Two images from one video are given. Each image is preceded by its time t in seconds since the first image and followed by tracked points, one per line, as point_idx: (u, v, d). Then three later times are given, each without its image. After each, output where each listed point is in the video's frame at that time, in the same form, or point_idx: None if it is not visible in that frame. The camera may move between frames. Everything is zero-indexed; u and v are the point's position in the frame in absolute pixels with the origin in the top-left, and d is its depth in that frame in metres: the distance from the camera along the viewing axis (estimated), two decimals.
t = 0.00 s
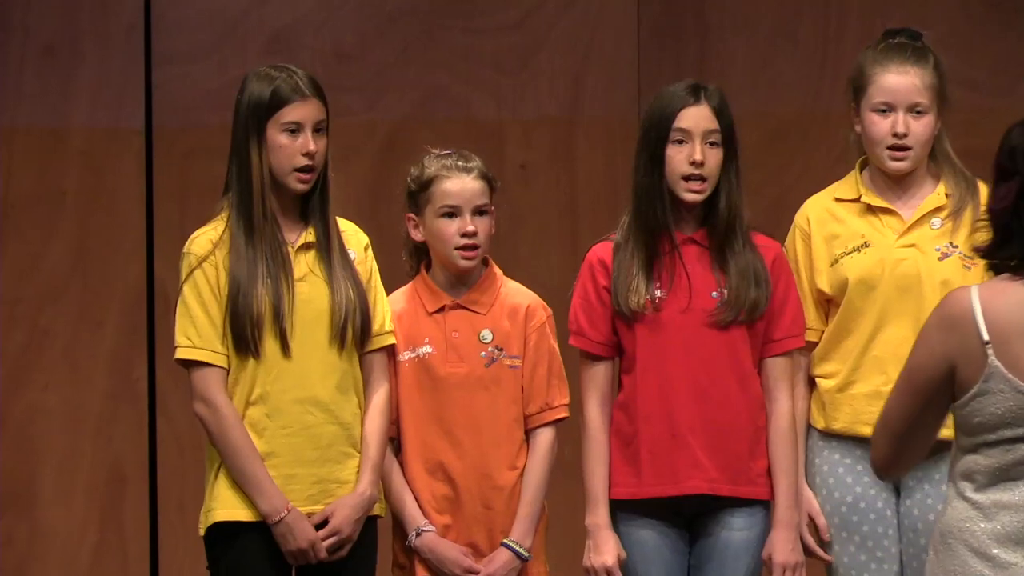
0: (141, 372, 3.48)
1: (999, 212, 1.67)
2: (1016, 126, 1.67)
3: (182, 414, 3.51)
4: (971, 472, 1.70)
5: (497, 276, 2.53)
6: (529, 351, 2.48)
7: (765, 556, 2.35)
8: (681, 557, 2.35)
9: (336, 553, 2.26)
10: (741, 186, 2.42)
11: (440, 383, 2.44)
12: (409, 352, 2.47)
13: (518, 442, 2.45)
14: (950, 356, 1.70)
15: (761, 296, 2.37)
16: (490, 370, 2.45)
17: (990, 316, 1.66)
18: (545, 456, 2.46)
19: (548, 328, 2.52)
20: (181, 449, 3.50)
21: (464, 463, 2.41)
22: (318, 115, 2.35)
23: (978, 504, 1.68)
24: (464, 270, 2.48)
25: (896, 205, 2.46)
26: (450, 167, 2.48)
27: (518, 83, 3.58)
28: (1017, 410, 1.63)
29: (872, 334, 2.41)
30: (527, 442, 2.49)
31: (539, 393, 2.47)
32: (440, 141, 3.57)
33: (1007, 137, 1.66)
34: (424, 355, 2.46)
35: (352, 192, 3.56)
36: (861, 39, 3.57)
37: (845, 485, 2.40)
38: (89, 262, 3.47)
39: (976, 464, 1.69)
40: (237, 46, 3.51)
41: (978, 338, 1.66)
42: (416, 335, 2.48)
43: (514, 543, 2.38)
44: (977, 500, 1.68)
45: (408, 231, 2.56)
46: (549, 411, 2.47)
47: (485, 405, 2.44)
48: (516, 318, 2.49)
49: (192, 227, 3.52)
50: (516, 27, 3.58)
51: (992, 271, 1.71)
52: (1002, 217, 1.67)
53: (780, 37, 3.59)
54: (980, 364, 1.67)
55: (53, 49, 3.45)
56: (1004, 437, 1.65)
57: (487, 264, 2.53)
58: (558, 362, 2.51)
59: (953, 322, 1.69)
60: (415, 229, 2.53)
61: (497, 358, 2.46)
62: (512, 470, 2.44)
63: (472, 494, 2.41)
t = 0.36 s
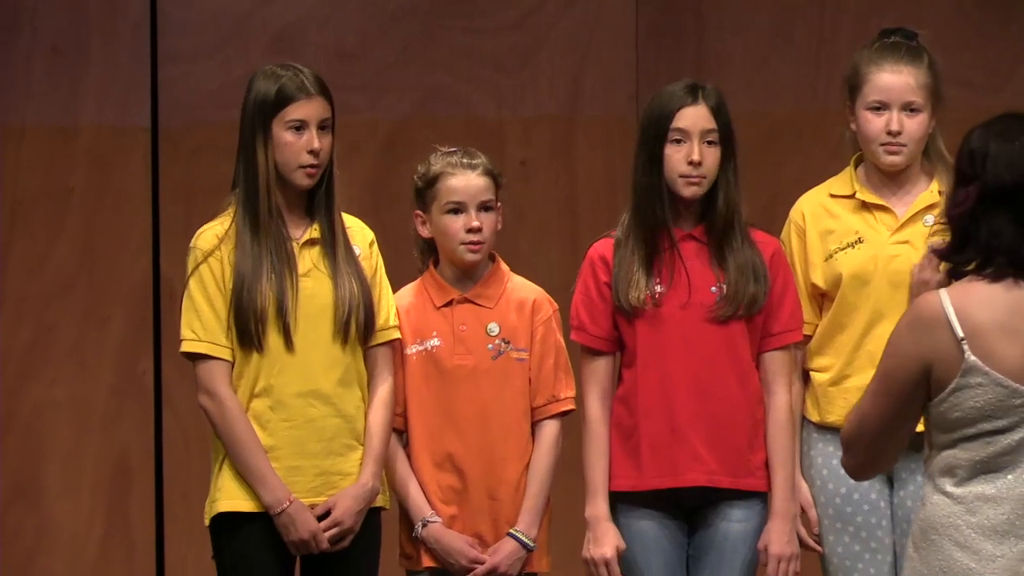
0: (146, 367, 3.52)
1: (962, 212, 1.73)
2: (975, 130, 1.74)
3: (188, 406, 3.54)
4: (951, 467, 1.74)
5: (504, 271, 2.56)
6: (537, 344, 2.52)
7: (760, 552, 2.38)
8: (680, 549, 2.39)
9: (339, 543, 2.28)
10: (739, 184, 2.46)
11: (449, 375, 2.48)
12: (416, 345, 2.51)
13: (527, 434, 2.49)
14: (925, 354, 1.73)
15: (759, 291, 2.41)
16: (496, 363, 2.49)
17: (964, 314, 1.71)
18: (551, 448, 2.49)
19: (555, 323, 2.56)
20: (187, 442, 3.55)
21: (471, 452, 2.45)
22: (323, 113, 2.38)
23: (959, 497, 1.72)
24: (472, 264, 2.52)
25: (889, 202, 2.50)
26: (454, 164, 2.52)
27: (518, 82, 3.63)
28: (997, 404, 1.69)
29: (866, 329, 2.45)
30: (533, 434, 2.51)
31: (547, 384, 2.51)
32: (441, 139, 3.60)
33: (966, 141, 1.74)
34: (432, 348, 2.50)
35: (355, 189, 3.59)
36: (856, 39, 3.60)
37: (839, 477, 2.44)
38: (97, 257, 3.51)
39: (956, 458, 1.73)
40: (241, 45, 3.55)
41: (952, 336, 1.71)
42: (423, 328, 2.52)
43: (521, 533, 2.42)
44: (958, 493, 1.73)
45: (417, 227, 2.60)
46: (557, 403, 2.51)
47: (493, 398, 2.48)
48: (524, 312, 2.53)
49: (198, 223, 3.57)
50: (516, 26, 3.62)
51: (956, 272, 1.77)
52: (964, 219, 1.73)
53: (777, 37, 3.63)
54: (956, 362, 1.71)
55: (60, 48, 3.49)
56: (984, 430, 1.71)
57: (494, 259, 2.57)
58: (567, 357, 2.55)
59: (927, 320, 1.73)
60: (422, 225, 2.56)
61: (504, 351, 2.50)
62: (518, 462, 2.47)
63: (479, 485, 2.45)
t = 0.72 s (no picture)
0: (152, 360, 3.57)
1: (957, 204, 1.74)
2: (975, 122, 1.75)
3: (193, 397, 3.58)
4: (938, 458, 1.74)
5: (506, 267, 2.60)
6: (537, 338, 2.55)
7: (758, 542, 2.41)
8: (679, 538, 2.43)
9: (343, 533, 2.32)
10: (735, 179, 2.50)
11: (450, 368, 2.52)
12: (418, 338, 2.55)
13: (527, 426, 2.53)
14: (914, 342, 1.74)
15: (756, 285, 2.45)
16: (497, 355, 2.52)
17: (954, 304, 1.71)
18: (551, 440, 2.52)
19: (556, 317, 2.60)
20: (191, 434, 3.58)
21: (472, 444, 2.49)
22: (326, 110, 2.42)
23: (945, 488, 1.72)
24: (473, 260, 2.56)
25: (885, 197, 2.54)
26: (457, 160, 2.56)
27: (518, 79, 3.66)
28: (984, 395, 1.69)
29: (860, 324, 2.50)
30: (534, 426, 2.55)
31: (546, 377, 2.55)
32: (442, 136, 3.64)
33: (966, 133, 1.75)
34: (434, 341, 2.54)
35: (357, 185, 3.63)
36: (849, 38, 3.65)
37: (834, 468, 2.50)
38: (104, 252, 3.57)
39: (943, 449, 1.73)
40: (246, 44, 3.60)
41: (942, 326, 1.71)
42: (427, 322, 2.55)
43: (521, 524, 2.45)
44: (944, 483, 1.73)
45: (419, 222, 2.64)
46: (557, 396, 2.55)
47: (494, 390, 2.51)
48: (524, 305, 2.57)
49: (203, 219, 3.61)
50: (516, 24, 3.66)
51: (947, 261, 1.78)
52: (959, 211, 1.74)
53: (773, 34, 3.67)
54: (945, 352, 1.72)
55: (69, 48, 3.56)
56: (970, 421, 1.71)
57: (495, 255, 2.61)
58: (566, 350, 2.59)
59: (917, 305, 1.73)
60: (425, 221, 2.60)
61: (505, 345, 2.54)
62: (519, 452, 2.51)
63: (479, 475, 2.49)
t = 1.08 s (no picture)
0: (157, 352, 3.62)
1: (955, 198, 1.76)
2: (975, 117, 1.77)
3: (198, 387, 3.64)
4: (934, 448, 1.76)
5: (504, 261, 2.65)
6: (535, 330, 2.60)
7: (750, 531, 2.47)
8: (674, 527, 2.48)
9: (346, 522, 2.37)
10: (731, 174, 2.54)
11: (450, 359, 2.57)
12: (418, 331, 2.59)
13: (525, 417, 2.57)
14: (912, 334, 1.76)
15: (750, 278, 2.49)
16: (496, 348, 2.57)
17: (951, 297, 1.73)
18: (549, 430, 2.57)
19: (553, 309, 2.64)
20: (197, 419, 3.64)
21: (471, 435, 2.54)
22: (328, 106, 2.46)
23: (940, 478, 1.74)
24: (472, 254, 2.60)
25: (877, 191, 2.57)
26: (456, 156, 2.60)
27: (518, 76, 3.71)
28: (979, 386, 1.71)
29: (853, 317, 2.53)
30: (531, 417, 2.60)
31: (544, 369, 2.59)
32: (443, 131, 3.69)
33: (967, 127, 1.76)
34: (434, 333, 2.58)
35: (360, 180, 3.68)
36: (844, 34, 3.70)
37: (828, 458, 2.55)
38: (110, 245, 3.62)
39: (939, 439, 1.75)
40: (250, 41, 3.65)
41: (939, 319, 1.74)
42: (427, 315, 2.60)
43: (520, 514, 2.50)
44: (940, 474, 1.75)
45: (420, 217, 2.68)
46: (554, 387, 2.59)
47: (492, 381, 2.56)
48: (523, 298, 2.61)
49: (208, 214, 3.66)
50: (516, 21, 3.70)
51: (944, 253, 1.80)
52: (957, 204, 1.77)
53: (770, 31, 3.71)
54: (942, 344, 1.74)
55: (75, 44, 3.61)
56: (965, 412, 1.73)
57: (494, 249, 2.65)
58: (563, 342, 2.64)
59: (915, 295, 1.76)
60: (425, 215, 2.64)
61: (503, 337, 2.58)
62: (517, 443, 2.55)
63: (478, 466, 2.53)
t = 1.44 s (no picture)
0: (162, 346, 3.69)
1: (954, 194, 1.80)
2: (974, 116, 1.81)
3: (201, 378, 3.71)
4: (933, 442, 1.81)
5: (502, 256, 2.69)
6: (531, 325, 2.65)
7: (743, 522, 2.52)
8: (668, 518, 2.53)
9: (348, 512, 2.41)
10: (725, 170, 2.59)
11: (447, 352, 2.62)
12: (417, 324, 2.64)
13: (521, 410, 2.62)
14: (913, 332, 1.81)
15: (743, 273, 2.53)
16: (492, 342, 2.62)
17: (948, 293, 1.78)
18: (544, 423, 2.62)
19: (550, 303, 2.69)
20: (201, 413, 3.71)
21: (467, 427, 2.59)
22: (333, 103, 2.51)
23: (939, 472, 1.80)
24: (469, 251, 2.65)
25: (869, 187, 2.61)
26: (452, 153, 2.64)
27: (519, 74, 3.77)
28: (975, 382, 1.76)
29: (846, 312, 2.56)
30: (527, 410, 2.65)
31: (540, 363, 2.64)
32: (444, 127, 3.76)
33: (966, 126, 1.80)
34: (431, 327, 2.63)
35: (362, 177, 3.75)
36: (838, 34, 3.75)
37: (822, 450, 2.56)
38: (116, 242, 3.68)
39: (938, 433, 1.81)
40: (254, 41, 3.72)
41: (937, 314, 1.79)
42: (425, 309, 2.65)
43: (516, 506, 2.54)
44: (939, 467, 1.80)
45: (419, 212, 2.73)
46: (549, 380, 2.64)
47: (489, 374, 2.61)
48: (519, 293, 2.66)
49: (211, 211, 3.73)
50: (516, 21, 3.76)
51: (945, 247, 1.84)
52: (957, 199, 1.80)
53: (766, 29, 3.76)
54: (939, 339, 1.79)
55: (81, 43, 3.67)
56: (962, 408, 1.78)
57: (491, 243, 2.70)
58: (560, 336, 2.68)
59: (913, 294, 1.81)
60: (423, 211, 2.68)
61: (500, 331, 2.63)
62: (513, 435, 2.60)
63: (474, 457, 2.59)
